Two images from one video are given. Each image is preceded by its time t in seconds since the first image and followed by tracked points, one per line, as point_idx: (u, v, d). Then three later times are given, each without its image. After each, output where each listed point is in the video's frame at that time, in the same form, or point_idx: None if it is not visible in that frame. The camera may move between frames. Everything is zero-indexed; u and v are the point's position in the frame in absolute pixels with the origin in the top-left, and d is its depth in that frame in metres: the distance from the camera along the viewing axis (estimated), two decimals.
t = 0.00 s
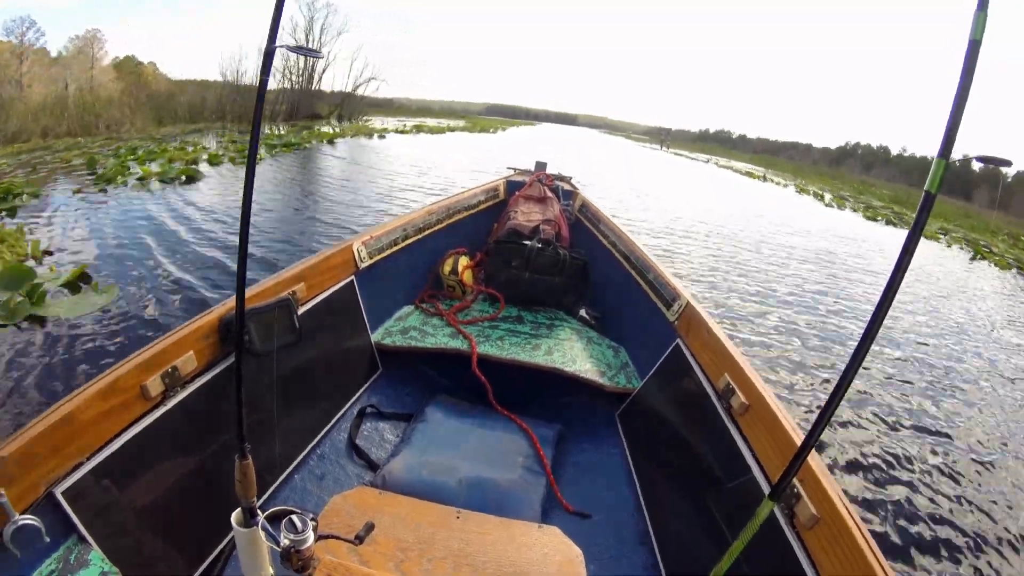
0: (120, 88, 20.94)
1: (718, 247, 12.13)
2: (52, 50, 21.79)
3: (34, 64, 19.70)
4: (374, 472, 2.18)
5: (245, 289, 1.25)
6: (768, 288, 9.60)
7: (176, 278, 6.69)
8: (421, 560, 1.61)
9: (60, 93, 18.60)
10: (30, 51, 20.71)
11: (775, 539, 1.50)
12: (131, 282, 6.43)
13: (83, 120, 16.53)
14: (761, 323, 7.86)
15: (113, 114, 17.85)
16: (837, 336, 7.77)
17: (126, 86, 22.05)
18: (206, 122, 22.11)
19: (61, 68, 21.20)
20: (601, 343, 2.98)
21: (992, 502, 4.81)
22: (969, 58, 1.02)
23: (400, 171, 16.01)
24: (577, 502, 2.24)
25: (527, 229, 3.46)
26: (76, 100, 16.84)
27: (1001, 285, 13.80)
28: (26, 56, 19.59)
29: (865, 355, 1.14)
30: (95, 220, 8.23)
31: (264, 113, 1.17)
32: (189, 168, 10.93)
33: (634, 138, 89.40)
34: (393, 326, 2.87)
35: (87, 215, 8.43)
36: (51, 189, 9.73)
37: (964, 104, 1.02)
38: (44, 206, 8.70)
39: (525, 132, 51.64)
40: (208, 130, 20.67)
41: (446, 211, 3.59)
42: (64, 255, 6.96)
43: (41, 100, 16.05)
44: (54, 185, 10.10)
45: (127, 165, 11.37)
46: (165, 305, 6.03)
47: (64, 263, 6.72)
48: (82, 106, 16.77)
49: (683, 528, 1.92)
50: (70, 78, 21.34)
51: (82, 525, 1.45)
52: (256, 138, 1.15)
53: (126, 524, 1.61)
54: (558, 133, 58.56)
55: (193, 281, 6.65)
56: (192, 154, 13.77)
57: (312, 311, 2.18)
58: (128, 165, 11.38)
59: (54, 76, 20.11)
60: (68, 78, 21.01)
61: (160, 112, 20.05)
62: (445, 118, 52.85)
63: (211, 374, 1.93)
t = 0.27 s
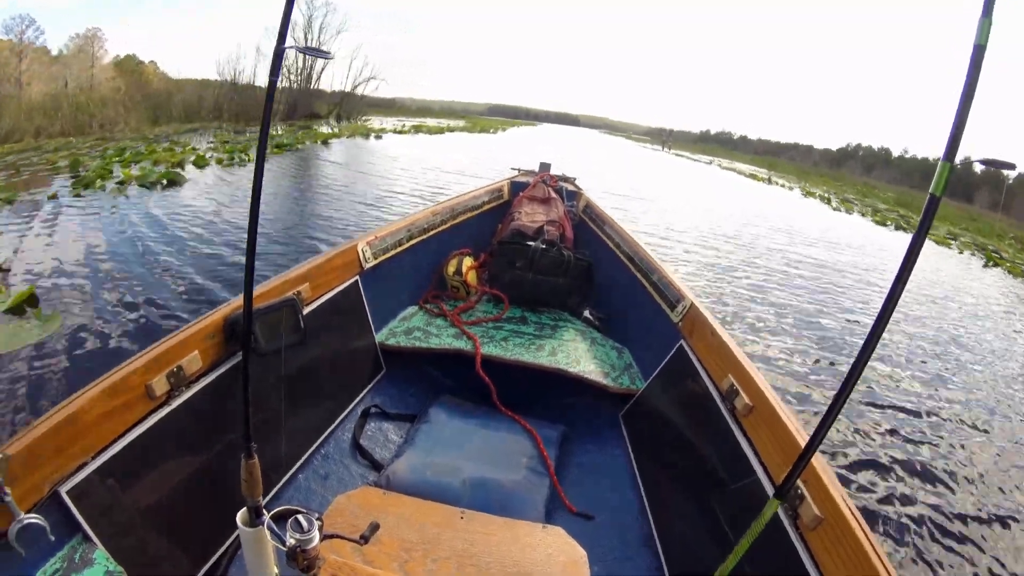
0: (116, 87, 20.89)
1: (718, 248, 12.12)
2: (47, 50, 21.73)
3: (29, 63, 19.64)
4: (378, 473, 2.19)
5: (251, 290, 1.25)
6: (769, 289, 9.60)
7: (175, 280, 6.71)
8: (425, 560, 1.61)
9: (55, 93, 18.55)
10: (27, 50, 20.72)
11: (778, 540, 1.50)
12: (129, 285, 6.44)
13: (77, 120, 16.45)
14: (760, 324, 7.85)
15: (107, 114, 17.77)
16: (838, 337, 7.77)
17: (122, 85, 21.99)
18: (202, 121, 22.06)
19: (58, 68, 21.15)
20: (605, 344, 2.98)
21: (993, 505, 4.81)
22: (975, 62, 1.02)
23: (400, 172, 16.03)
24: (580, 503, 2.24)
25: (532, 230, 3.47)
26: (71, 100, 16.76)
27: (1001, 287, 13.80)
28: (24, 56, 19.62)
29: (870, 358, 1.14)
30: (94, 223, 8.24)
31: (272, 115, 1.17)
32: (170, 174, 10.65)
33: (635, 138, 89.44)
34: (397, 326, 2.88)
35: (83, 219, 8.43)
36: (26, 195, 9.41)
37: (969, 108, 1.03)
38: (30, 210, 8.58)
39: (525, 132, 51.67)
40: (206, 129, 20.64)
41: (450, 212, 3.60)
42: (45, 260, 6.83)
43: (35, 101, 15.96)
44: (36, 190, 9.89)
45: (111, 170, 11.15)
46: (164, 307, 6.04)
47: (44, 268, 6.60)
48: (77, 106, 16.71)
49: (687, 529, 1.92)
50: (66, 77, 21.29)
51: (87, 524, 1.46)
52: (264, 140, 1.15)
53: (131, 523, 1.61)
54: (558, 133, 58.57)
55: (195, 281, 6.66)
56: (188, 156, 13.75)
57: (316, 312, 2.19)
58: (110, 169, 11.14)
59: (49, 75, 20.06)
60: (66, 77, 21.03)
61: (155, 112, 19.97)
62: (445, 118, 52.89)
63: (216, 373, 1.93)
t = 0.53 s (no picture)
0: (107, 82, 20.74)
1: (715, 246, 12.10)
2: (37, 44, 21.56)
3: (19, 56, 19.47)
4: (375, 468, 2.19)
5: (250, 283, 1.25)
6: (765, 287, 9.60)
7: (172, 277, 6.69)
8: (422, 554, 1.62)
9: (46, 87, 18.40)
10: (19, 44, 20.54)
11: (774, 536, 1.51)
12: (127, 284, 6.43)
13: (67, 116, 16.26)
14: (757, 322, 7.85)
15: (98, 109, 17.56)
16: (834, 336, 7.78)
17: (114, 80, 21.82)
18: (196, 117, 21.93)
19: (48, 62, 20.97)
20: (603, 340, 2.98)
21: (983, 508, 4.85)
22: (974, 57, 1.02)
23: (397, 168, 16.02)
24: (577, 499, 2.24)
25: (530, 226, 3.46)
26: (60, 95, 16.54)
27: (997, 286, 13.84)
28: (16, 49, 19.47)
29: (866, 354, 1.14)
30: (88, 220, 8.19)
31: (272, 107, 1.17)
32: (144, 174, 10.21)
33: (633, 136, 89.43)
34: (396, 321, 2.88)
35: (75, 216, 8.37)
36: None
37: (967, 104, 1.03)
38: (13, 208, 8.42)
39: (523, 129, 51.56)
40: (200, 125, 20.49)
41: (449, 208, 3.60)
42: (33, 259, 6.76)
43: (23, 96, 15.75)
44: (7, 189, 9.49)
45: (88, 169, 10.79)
46: (160, 304, 6.02)
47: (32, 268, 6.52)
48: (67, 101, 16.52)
49: (684, 524, 1.93)
50: (58, 72, 21.14)
51: (85, 517, 1.46)
52: (265, 132, 1.15)
53: (128, 516, 1.61)
54: (556, 130, 58.60)
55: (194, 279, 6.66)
56: (180, 151, 13.62)
57: (314, 307, 2.19)
58: (87, 167, 10.76)
59: (39, 71, 19.93)
60: (59, 72, 20.89)
61: (146, 107, 19.79)
62: (442, 115, 52.85)
63: (214, 367, 1.93)
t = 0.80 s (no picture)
0: (111, 92, 20.86)
1: (719, 251, 12.08)
2: (40, 55, 21.74)
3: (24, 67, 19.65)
4: (383, 474, 2.20)
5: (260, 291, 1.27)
6: (769, 292, 9.59)
7: (176, 285, 6.73)
8: (430, 561, 1.62)
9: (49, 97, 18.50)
10: (22, 54, 20.73)
11: (783, 543, 1.51)
12: (131, 292, 6.48)
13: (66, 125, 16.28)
14: (762, 328, 7.83)
15: (96, 117, 17.61)
16: (839, 341, 7.74)
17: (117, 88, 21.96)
18: (198, 125, 22.04)
19: (52, 73, 21.14)
20: (610, 346, 2.99)
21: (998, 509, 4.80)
22: (978, 66, 1.03)
23: (399, 176, 16.09)
24: (585, 505, 2.24)
25: (537, 232, 3.48)
26: (58, 103, 16.56)
27: (1003, 291, 13.78)
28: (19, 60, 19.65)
29: (874, 361, 1.14)
30: (93, 228, 8.25)
31: (283, 118, 1.19)
32: (126, 186, 9.91)
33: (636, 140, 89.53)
34: (403, 328, 2.90)
35: (80, 224, 8.42)
36: None
37: (972, 111, 1.03)
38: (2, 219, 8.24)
39: (525, 134, 51.64)
40: (201, 132, 20.57)
41: (455, 214, 3.61)
42: (37, 269, 6.76)
43: (23, 105, 15.82)
44: None
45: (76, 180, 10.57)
46: (164, 314, 6.07)
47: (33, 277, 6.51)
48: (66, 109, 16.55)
49: (693, 530, 1.93)
50: (61, 81, 21.29)
51: (94, 521, 1.47)
52: (276, 142, 1.17)
53: (137, 521, 1.63)
54: (559, 135, 58.71)
55: (199, 287, 6.70)
56: (182, 161, 13.68)
57: (323, 313, 2.20)
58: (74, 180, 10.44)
59: (43, 82, 20.10)
60: (63, 81, 21.07)
61: (148, 116, 19.88)
62: (444, 121, 53.06)
63: (224, 373, 1.95)
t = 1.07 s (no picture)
0: (102, 84, 20.62)
1: (716, 245, 12.05)
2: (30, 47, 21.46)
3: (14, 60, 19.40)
4: (377, 468, 2.19)
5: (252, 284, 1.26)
6: (765, 286, 9.57)
7: (169, 278, 6.67)
8: (424, 555, 1.62)
9: (38, 89, 18.26)
10: (10, 46, 20.47)
11: (777, 537, 1.50)
12: (122, 283, 6.38)
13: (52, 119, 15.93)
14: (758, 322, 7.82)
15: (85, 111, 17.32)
16: (836, 334, 7.72)
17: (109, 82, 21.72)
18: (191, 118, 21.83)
19: (42, 65, 20.88)
20: (605, 341, 2.99)
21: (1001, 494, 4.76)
22: (977, 61, 1.02)
23: (396, 170, 16.00)
24: (579, 499, 2.24)
25: (533, 227, 3.46)
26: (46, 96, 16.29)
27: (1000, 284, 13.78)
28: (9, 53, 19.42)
29: (869, 357, 1.14)
30: (82, 221, 8.13)
31: (275, 109, 1.17)
32: (99, 184, 9.39)
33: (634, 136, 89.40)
34: (398, 322, 2.88)
35: (70, 218, 8.32)
36: None
37: (971, 107, 1.02)
38: None
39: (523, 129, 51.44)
40: (192, 126, 20.31)
41: (450, 208, 3.59)
42: (26, 264, 6.66)
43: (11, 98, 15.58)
44: None
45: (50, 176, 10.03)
46: (155, 305, 5.98)
47: (20, 271, 6.40)
48: (52, 102, 16.18)
49: (687, 525, 1.93)
50: (52, 74, 21.05)
51: (87, 516, 1.46)
52: (267, 133, 1.15)
53: (130, 516, 1.62)
54: (556, 129, 58.55)
55: (193, 281, 6.66)
56: (173, 154, 13.43)
57: (316, 308, 2.19)
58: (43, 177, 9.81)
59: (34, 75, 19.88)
60: (54, 74, 20.84)
61: (139, 109, 19.65)
62: (441, 115, 52.83)
63: (216, 367, 1.94)
